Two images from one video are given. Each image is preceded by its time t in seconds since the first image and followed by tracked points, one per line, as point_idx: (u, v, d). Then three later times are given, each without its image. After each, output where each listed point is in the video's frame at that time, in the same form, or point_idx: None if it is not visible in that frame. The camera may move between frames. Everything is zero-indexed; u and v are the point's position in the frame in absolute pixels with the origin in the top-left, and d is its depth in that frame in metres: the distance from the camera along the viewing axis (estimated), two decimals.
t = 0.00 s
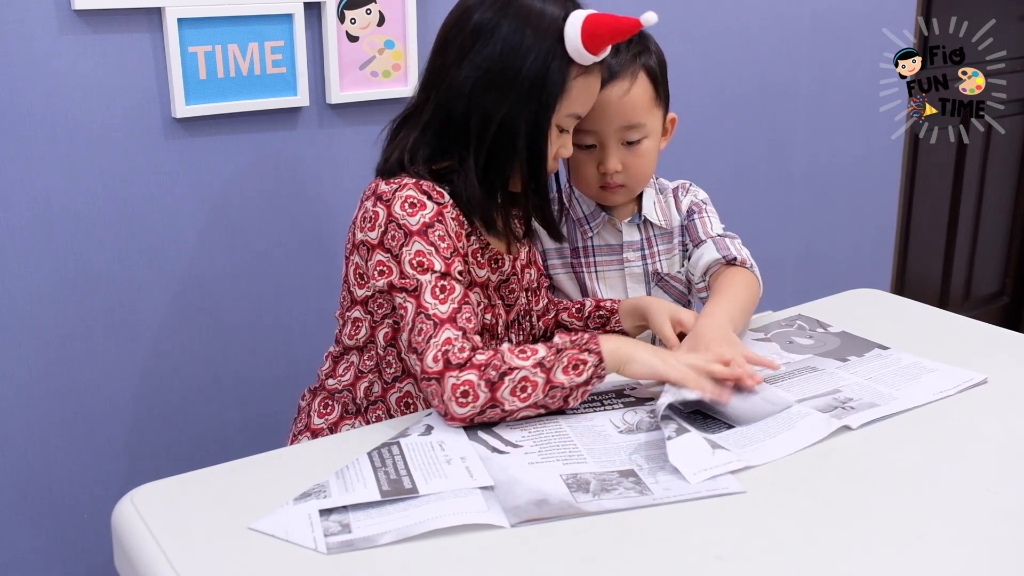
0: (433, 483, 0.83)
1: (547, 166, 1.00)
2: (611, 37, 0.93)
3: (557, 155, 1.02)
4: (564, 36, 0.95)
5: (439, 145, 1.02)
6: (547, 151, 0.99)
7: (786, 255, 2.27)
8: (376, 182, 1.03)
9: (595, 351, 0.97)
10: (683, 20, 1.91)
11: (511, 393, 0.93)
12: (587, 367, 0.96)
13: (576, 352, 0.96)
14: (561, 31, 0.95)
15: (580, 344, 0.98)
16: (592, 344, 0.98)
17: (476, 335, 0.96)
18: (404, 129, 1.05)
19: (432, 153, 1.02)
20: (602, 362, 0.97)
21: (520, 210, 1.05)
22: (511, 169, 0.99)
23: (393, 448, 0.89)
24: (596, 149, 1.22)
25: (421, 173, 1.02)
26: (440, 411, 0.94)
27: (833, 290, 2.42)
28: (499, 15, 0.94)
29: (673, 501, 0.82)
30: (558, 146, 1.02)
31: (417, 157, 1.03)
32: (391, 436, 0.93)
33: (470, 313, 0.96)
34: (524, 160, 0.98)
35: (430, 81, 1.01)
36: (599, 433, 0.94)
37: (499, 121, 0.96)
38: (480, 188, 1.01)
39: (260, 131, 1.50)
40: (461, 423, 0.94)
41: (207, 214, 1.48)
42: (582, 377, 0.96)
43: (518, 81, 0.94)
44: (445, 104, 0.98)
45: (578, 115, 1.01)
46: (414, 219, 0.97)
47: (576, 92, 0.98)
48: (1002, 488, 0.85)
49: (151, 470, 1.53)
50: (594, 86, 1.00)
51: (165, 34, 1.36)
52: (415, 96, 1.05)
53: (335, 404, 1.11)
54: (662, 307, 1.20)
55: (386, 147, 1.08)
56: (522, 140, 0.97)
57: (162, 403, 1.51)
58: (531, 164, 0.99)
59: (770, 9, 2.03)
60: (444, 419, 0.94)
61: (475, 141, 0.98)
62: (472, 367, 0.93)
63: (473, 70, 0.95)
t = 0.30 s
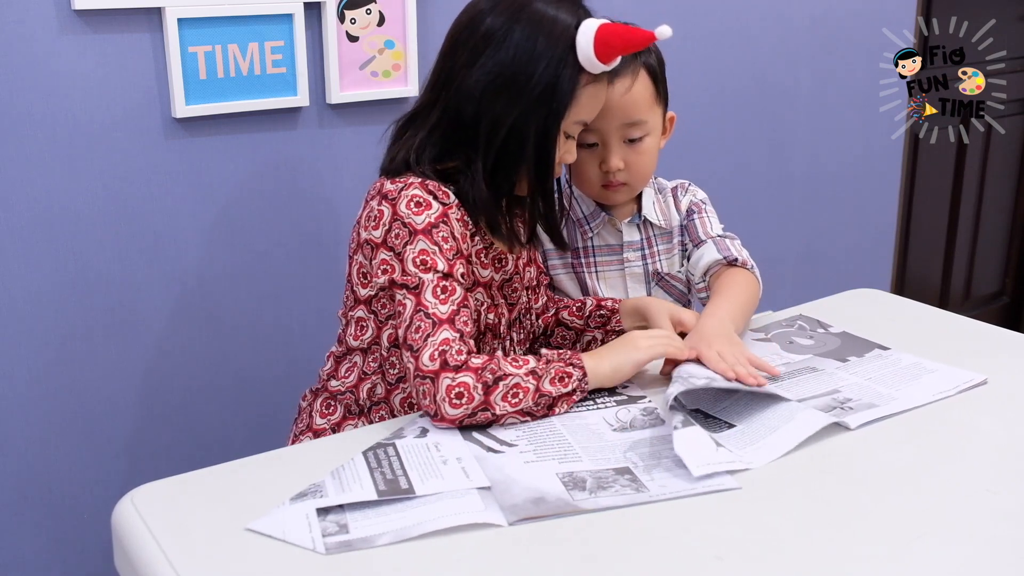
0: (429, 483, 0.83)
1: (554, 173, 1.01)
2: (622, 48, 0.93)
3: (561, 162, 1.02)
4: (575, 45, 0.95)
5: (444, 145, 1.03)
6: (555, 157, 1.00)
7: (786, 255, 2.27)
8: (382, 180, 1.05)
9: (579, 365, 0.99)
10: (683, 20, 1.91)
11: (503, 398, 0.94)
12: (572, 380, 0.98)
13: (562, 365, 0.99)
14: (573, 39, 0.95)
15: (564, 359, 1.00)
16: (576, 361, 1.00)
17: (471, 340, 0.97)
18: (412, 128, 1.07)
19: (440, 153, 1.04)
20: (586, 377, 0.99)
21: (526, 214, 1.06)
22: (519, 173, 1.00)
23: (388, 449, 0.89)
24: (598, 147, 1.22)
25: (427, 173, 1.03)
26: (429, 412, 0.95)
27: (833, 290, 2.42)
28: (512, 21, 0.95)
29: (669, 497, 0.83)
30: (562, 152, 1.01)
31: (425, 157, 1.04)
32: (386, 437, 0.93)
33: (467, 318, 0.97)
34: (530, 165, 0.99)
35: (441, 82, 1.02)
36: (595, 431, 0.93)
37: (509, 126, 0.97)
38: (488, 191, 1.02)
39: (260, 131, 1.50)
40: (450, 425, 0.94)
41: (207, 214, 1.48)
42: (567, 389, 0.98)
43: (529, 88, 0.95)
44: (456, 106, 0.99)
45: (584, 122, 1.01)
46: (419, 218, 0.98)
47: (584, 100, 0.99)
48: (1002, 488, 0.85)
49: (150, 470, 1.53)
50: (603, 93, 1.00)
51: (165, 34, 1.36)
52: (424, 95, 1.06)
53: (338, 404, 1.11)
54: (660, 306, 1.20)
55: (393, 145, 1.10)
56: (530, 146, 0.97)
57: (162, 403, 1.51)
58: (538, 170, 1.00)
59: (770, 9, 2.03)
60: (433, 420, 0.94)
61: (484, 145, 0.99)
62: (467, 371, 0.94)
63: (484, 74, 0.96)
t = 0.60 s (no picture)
0: (430, 481, 0.83)
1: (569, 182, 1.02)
2: (643, 59, 0.95)
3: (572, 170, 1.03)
4: (593, 56, 0.96)
5: (455, 147, 1.03)
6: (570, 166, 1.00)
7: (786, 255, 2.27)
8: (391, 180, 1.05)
9: (577, 357, 1.02)
10: (683, 20, 1.91)
11: (518, 393, 0.95)
12: (573, 372, 1.00)
13: (564, 358, 1.01)
14: (591, 50, 0.96)
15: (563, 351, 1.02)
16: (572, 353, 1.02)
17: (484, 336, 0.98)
18: (423, 131, 1.06)
19: (452, 158, 1.04)
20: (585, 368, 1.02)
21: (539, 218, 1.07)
22: (534, 181, 1.01)
23: (389, 448, 0.89)
24: (599, 147, 1.21)
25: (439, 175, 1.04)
26: (444, 410, 0.94)
27: (833, 290, 2.42)
28: (530, 31, 0.95)
29: (667, 496, 0.83)
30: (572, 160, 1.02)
31: (436, 160, 1.04)
32: (387, 436, 0.93)
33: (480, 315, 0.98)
34: (547, 172, 1.00)
35: (456, 88, 1.01)
36: (594, 430, 0.93)
37: (527, 137, 0.97)
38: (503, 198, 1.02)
39: (260, 131, 1.50)
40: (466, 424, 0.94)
41: (207, 214, 1.48)
42: (569, 379, 0.99)
43: (547, 100, 0.95)
44: (472, 113, 0.99)
45: (597, 132, 1.02)
46: (430, 217, 0.99)
47: (600, 109, 0.99)
48: (1001, 488, 0.85)
49: (150, 470, 1.53)
50: (616, 104, 1.01)
51: (165, 34, 1.36)
52: (435, 97, 1.06)
53: (338, 405, 1.11)
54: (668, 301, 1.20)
55: (401, 145, 1.09)
56: (548, 155, 0.98)
57: (162, 403, 1.51)
58: (554, 179, 1.01)
59: (770, 9, 2.03)
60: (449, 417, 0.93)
61: (501, 154, 0.99)
62: (486, 368, 0.95)
63: (502, 84, 0.96)
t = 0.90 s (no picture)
0: (433, 478, 0.83)
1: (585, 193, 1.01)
2: (657, 68, 0.93)
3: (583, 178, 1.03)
4: (607, 64, 0.95)
5: (465, 149, 1.03)
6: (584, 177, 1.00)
7: (786, 255, 2.27)
8: (399, 179, 1.05)
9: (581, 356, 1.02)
10: (683, 20, 1.91)
11: (525, 393, 0.95)
12: (577, 372, 0.99)
13: (569, 358, 1.00)
14: (605, 57, 0.96)
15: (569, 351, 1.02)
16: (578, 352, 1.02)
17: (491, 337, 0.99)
18: (434, 132, 1.07)
19: (460, 159, 1.04)
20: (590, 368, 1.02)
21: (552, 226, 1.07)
22: (547, 189, 1.01)
23: (394, 445, 0.89)
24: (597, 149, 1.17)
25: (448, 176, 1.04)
26: (451, 412, 0.94)
27: (833, 291, 2.42)
28: (545, 36, 0.95)
29: (670, 495, 0.82)
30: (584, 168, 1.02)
31: (444, 160, 1.04)
32: (392, 433, 0.93)
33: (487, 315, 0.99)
34: (560, 182, 1.00)
35: (468, 91, 1.02)
36: (598, 428, 0.93)
37: (541, 144, 0.97)
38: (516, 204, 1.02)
39: (260, 131, 1.49)
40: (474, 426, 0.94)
41: (207, 214, 1.48)
42: (574, 380, 0.99)
43: (561, 107, 0.95)
44: (485, 118, 0.99)
45: (608, 138, 1.02)
46: (439, 216, 0.99)
47: (612, 117, 0.99)
48: (1002, 488, 0.85)
49: (150, 470, 1.53)
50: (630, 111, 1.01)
51: (165, 34, 1.35)
52: (447, 99, 1.06)
53: (343, 404, 1.11)
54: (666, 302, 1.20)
55: (411, 145, 1.10)
56: (561, 163, 0.98)
57: (162, 404, 1.51)
58: (570, 190, 1.00)
59: (770, 9, 2.03)
60: (456, 418, 0.93)
61: (514, 160, 0.99)
62: (495, 370, 0.95)
63: (515, 89, 0.96)
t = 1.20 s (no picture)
0: (433, 479, 0.83)
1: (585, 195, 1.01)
2: (657, 70, 0.94)
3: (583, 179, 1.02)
4: (608, 66, 0.96)
5: (465, 149, 1.04)
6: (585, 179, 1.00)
7: (786, 255, 2.27)
8: (399, 179, 1.05)
9: (583, 357, 1.02)
10: (683, 20, 1.91)
11: (526, 393, 0.95)
12: (580, 374, 0.99)
13: (571, 359, 1.00)
14: (606, 58, 0.96)
15: (571, 352, 1.02)
16: (580, 353, 1.02)
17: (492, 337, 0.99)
18: (434, 132, 1.07)
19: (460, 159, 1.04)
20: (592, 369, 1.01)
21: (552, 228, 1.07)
22: (548, 191, 1.00)
23: (394, 445, 0.89)
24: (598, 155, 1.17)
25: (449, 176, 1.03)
26: (453, 412, 0.94)
27: (833, 291, 2.42)
28: (546, 37, 0.95)
29: (670, 496, 0.82)
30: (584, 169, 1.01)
31: (444, 159, 1.04)
32: (392, 433, 0.93)
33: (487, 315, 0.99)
34: (561, 184, 1.00)
35: (469, 91, 1.02)
36: (597, 428, 0.93)
37: (542, 145, 0.97)
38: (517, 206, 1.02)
39: (260, 131, 1.49)
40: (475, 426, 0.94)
41: (207, 214, 1.48)
42: (577, 381, 0.99)
43: (563, 108, 0.95)
44: (485, 118, 0.99)
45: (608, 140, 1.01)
46: (438, 216, 0.99)
47: (612, 119, 0.99)
48: (1002, 488, 0.85)
49: (150, 470, 1.53)
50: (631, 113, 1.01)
51: (165, 34, 1.35)
52: (448, 100, 1.06)
53: (343, 404, 1.11)
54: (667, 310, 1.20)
55: (411, 145, 1.10)
56: (562, 165, 0.98)
57: (162, 403, 1.51)
58: (571, 192, 1.00)
59: (770, 9, 2.03)
60: (457, 418, 0.93)
61: (515, 162, 0.99)
62: (496, 370, 0.95)
63: (516, 90, 0.96)
